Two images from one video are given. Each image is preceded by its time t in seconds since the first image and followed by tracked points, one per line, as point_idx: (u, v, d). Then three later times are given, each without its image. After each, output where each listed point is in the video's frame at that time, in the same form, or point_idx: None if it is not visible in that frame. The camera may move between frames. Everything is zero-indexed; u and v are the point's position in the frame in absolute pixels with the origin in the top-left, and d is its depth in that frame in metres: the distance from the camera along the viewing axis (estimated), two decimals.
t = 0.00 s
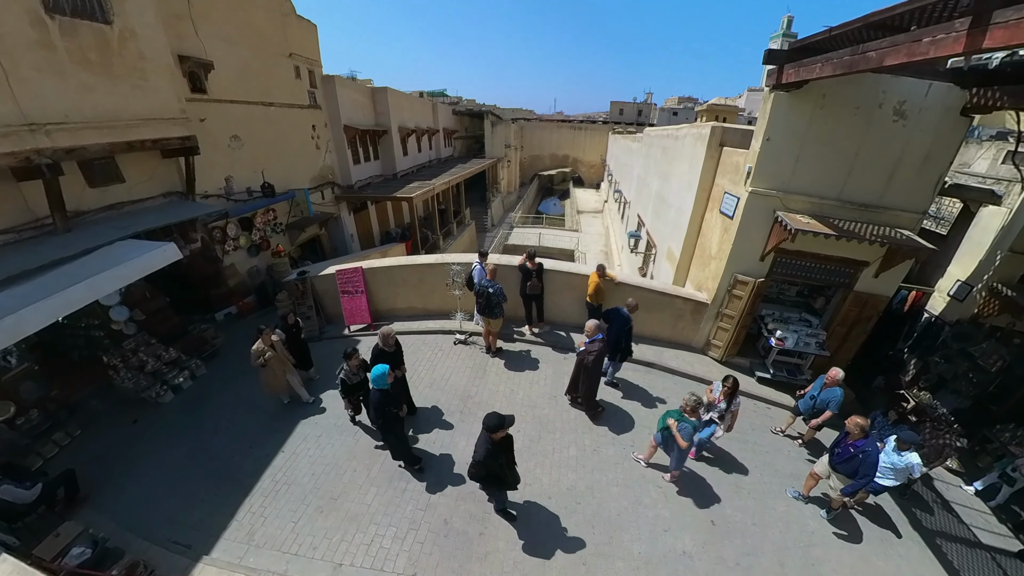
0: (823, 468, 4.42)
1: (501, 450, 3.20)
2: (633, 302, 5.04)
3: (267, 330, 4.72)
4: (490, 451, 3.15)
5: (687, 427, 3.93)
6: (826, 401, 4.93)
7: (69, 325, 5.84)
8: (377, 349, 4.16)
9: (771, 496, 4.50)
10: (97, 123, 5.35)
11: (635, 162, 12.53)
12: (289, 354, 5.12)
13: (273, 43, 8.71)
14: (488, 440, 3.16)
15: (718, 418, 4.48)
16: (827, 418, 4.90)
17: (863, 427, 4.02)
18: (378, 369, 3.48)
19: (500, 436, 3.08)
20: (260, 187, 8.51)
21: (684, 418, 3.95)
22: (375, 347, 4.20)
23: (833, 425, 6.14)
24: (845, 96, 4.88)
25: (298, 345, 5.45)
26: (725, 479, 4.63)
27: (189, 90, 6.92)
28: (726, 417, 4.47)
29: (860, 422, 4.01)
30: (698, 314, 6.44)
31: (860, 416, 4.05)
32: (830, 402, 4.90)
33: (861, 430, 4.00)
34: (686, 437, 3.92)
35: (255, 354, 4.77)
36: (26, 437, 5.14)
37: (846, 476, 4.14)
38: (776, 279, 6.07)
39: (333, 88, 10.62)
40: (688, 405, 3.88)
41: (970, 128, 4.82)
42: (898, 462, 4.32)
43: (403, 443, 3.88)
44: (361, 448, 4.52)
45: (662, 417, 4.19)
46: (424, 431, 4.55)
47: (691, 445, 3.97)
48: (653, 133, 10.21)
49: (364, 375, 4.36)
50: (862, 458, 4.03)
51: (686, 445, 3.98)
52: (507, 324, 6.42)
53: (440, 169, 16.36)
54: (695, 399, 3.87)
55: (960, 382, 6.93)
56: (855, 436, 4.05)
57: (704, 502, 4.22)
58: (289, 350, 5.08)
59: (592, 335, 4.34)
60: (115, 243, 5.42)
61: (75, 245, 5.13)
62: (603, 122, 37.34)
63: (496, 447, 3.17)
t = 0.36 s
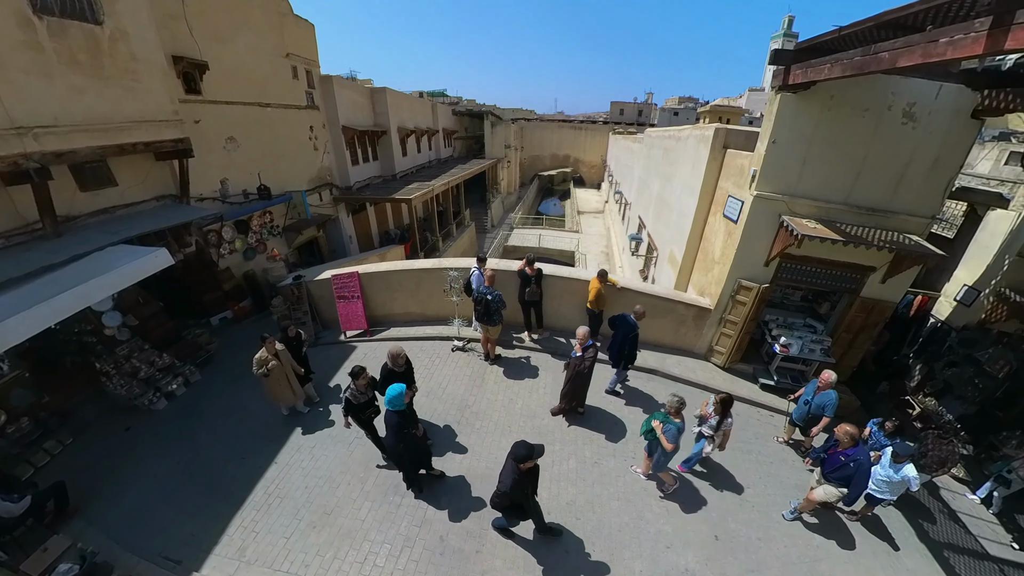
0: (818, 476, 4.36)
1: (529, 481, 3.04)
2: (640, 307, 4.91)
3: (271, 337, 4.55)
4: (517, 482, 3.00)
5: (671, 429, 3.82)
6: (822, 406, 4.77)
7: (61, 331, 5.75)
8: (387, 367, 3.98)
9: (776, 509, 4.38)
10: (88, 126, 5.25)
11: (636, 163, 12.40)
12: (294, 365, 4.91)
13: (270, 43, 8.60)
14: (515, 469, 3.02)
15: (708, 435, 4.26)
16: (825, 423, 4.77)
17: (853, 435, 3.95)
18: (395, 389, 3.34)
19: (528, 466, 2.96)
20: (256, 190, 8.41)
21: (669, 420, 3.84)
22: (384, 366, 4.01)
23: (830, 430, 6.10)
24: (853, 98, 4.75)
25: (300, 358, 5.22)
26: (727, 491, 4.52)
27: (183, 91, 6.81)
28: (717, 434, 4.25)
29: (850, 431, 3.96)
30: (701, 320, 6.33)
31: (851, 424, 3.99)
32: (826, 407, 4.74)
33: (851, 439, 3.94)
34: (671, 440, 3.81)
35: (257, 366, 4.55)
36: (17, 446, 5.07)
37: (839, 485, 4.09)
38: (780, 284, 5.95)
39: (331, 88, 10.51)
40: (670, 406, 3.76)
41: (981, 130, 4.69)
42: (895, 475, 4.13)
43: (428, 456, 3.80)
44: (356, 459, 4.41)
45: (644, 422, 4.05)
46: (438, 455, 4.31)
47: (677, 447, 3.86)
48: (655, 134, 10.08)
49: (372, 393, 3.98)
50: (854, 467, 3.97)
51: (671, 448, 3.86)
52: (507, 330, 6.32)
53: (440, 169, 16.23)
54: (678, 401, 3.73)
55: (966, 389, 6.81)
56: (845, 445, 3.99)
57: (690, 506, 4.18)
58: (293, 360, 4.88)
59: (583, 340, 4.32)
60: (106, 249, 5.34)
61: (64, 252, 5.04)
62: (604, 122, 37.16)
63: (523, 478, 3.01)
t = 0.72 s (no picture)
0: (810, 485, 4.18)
1: (570, 512, 2.89)
2: (651, 311, 4.72)
3: (265, 358, 4.09)
4: (559, 515, 2.84)
5: (662, 437, 3.66)
6: (825, 414, 4.53)
7: (49, 338, 5.61)
8: (398, 392, 3.65)
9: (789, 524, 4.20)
10: (75, 127, 5.09)
11: (639, 163, 12.20)
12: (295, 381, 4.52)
13: (266, 42, 8.43)
14: (556, 501, 2.86)
15: (702, 448, 4.10)
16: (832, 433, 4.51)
17: (852, 455, 3.69)
18: (421, 415, 3.11)
19: (568, 498, 2.80)
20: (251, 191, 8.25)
21: (659, 427, 3.69)
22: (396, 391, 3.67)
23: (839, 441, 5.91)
24: (867, 98, 4.57)
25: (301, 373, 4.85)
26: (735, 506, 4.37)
27: (175, 90, 6.65)
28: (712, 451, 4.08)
29: (848, 451, 3.70)
30: (706, 326, 6.16)
31: (850, 443, 3.72)
32: (830, 415, 4.51)
33: (847, 459, 3.68)
34: (660, 448, 3.68)
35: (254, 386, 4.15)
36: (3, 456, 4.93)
37: (827, 498, 3.90)
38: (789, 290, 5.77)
39: (328, 88, 10.34)
40: (661, 413, 3.60)
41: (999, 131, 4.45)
42: (901, 489, 3.83)
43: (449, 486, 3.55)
44: (350, 474, 4.25)
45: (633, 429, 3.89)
46: (456, 485, 4.00)
47: (667, 456, 3.75)
48: (658, 134, 9.88)
49: (381, 417, 3.79)
50: (848, 484, 3.75)
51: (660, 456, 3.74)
52: (507, 336, 6.16)
53: (439, 170, 16.06)
54: (672, 408, 3.57)
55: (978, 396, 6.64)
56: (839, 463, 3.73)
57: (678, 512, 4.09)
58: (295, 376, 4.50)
59: (575, 351, 4.14)
60: (94, 254, 5.19)
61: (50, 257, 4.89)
62: (605, 122, 36.90)
63: (564, 510, 2.85)
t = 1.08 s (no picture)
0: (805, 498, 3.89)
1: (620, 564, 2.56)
2: (666, 317, 4.51)
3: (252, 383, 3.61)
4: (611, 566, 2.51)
5: (649, 449, 3.48)
6: (831, 428, 4.35)
7: (34, 344, 5.40)
8: (421, 421, 3.33)
9: (807, 546, 3.97)
10: (58, 126, 4.87)
11: (642, 163, 11.95)
12: (291, 403, 4.09)
13: (261, 39, 8.22)
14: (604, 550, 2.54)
15: (701, 461, 3.89)
16: (837, 449, 4.32)
17: (856, 470, 3.40)
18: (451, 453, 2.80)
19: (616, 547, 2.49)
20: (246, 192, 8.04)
21: (646, 438, 3.51)
22: (418, 420, 3.36)
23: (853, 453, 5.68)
24: (888, 95, 4.34)
25: (305, 389, 4.45)
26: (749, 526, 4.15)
27: (165, 88, 6.43)
28: (711, 464, 3.85)
29: (852, 464, 3.41)
30: (715, 332, 5.93)
31: (855, 457, 3.44)
32: (836, 430, 4.32)
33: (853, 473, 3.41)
34: (648, 459, 3.49)
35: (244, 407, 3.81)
36: None
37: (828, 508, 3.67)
38: (802, 295, 5.53)
39: (326, 86, 10.12)
40: (649, 422, 3.41)
41: None
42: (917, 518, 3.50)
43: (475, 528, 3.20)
44: (342, 492, 4.03)
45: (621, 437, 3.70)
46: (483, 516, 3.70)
47: (655, 467, 3.56)
48: (662, 133, 9.66)
49: (399, 446, 3.51)
50: (852, 500, 3.47)
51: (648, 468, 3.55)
52: (509, 343, 5.93)
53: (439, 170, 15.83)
54: (658, 416, 3.38)
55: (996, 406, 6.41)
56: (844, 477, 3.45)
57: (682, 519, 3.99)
58: (292, 398, 4.07)
59: (574, 359, 3.98)
60: (77, 258, 4.97)
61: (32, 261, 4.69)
62: (602, 123, 36.75)
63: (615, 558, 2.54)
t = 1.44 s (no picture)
0: (806, 510, 3.63)
1: None
2: (684, 329, 4.27)
3: (247, 411, 3.27)
4: None
5: (638, 453, 3.26)
6: (839, 440, 4.05)
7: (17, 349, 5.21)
8: (446, 453, 2.91)
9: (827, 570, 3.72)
10: (38, 122, 4.67)
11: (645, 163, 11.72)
12: (289, 427, 3.74)
13: (256, 35, 8.01)
14: None
15: (703, 478, 3.51)
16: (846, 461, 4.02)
17: (853, 466, 3.16)
18: (498, 495, 2.55)
19: None
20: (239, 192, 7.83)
21: (635, 442, 3.28)
22: (442, 451, 2.94)
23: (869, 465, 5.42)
24: (912, 89, 4.11)
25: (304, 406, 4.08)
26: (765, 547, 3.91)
27: (154, 84, 6.22)
28: (715, 479, 3.49)
29: (848, 460, 3.16)
30: (725, 337, 5.71)
31: (851, 451, 3.18)
32: (845, 441, 4.01)
33: (850, 469, 3.15)
34: (637, 466, 3.26)
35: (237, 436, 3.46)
36: None
37: (831, 518, 3.38)
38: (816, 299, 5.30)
39: (323, 84, 9.91)
40: (637, 424, 3.18)
41: None
42: (927, 543, 3.19)
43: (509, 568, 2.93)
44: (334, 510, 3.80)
45: (608, 445, 3.50)
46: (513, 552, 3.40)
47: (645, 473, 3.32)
48: (667, 131, 9.42)
49: (417, 479, 3.03)
50: (852, 502, 3.21)
51: (638, 476, 3.29)
52: (511, 349, 5.71)
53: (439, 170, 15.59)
54: (645, 418, 3.16)
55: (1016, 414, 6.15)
56: (843, 476, 3.20)
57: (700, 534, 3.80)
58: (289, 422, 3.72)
59: (565, 365, 3.79)
60: (59, 261, 4.76)
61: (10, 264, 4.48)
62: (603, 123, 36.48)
63: None
